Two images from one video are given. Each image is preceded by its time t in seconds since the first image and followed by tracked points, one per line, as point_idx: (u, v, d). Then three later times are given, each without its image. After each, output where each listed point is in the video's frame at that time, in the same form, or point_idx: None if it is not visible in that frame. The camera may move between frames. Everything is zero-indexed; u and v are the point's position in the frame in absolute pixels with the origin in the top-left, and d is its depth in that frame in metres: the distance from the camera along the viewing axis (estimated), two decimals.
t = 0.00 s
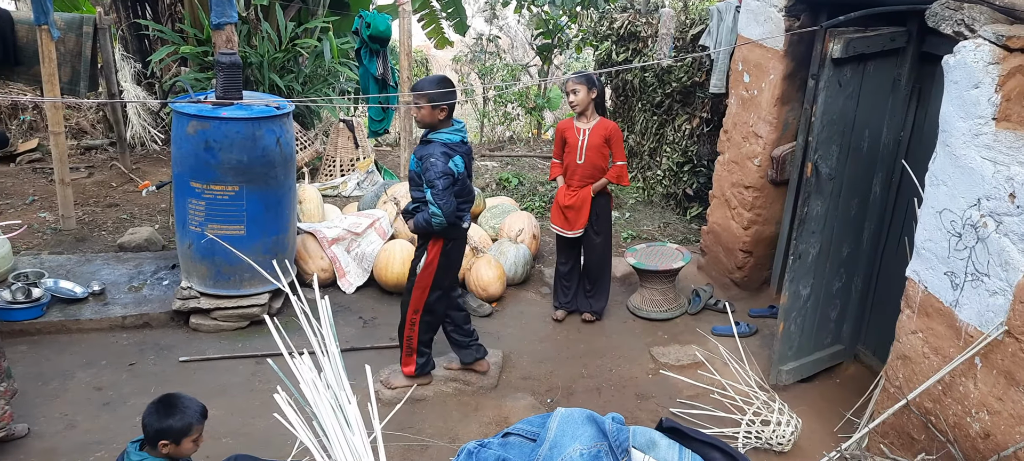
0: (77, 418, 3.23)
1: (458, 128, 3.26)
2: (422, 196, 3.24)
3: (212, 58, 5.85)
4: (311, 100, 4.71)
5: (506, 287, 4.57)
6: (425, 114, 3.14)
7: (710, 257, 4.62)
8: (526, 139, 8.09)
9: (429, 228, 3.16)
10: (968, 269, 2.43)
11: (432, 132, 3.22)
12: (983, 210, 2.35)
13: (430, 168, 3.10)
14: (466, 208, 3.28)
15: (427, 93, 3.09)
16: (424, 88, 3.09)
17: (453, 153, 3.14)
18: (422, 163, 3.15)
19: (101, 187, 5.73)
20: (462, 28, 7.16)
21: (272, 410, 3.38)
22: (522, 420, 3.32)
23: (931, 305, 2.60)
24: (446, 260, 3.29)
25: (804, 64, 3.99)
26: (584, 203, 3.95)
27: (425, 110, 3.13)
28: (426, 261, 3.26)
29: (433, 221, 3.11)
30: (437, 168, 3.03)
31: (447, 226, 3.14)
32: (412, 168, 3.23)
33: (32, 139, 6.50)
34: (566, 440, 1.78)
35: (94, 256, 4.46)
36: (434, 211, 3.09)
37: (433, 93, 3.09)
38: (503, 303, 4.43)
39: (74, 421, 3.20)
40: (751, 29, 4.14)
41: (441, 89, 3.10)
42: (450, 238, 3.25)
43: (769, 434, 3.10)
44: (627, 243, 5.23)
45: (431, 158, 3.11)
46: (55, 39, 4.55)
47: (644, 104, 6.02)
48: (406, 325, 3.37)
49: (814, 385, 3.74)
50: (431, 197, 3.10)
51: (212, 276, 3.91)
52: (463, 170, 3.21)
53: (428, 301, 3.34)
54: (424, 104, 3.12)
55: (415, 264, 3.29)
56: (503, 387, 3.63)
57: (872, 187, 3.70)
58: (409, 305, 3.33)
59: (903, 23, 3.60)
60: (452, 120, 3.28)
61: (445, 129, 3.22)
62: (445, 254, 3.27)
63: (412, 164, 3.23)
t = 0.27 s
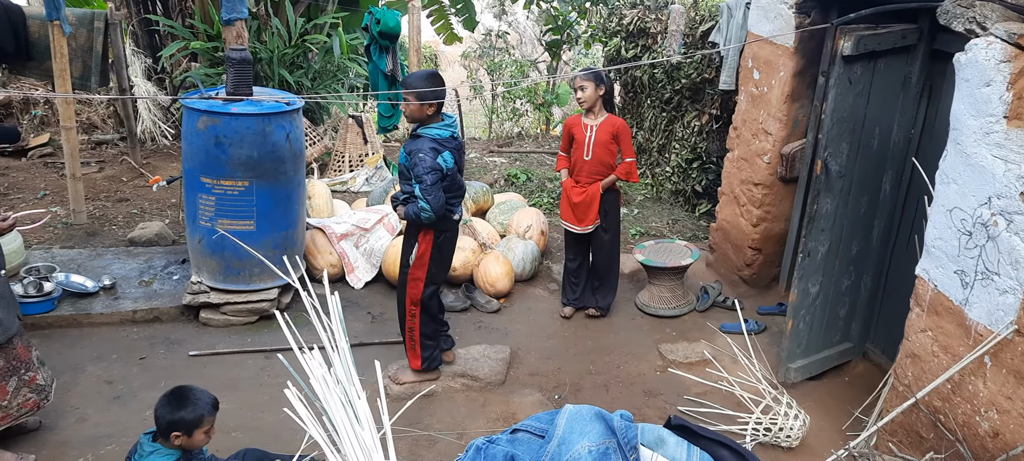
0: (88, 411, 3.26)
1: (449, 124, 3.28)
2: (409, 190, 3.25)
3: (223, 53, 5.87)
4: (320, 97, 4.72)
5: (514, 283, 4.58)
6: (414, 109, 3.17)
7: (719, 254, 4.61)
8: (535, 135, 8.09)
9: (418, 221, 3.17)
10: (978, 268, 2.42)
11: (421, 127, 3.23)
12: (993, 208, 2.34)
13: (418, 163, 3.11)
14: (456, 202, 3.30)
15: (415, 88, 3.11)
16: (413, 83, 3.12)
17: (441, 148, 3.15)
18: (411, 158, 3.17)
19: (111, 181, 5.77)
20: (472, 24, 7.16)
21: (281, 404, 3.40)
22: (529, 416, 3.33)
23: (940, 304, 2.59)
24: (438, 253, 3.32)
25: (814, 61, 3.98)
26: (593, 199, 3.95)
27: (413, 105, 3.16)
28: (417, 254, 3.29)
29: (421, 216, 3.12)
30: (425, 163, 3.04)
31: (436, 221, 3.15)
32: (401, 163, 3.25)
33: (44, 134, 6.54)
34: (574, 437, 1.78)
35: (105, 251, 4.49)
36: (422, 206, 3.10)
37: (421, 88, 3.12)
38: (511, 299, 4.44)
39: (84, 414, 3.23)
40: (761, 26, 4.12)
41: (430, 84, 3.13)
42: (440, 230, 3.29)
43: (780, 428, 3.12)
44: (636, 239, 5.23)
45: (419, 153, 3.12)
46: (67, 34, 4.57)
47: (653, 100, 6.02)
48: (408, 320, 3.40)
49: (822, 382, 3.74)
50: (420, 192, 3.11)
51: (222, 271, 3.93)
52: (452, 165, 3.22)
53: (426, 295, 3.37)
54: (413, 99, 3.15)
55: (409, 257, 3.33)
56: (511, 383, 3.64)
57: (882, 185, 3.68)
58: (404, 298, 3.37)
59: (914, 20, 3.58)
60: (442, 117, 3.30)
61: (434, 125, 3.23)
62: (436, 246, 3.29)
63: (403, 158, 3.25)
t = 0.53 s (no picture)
0: (110, 407, 3.30)
1: (462, 122, 3.30)
2: (423, 187, 3.27)
3: (243, 54, 5.92)
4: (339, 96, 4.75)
5: (531, 283, 4.58)
6: (430, 107, 3.19)
7: (737, 255, 4.59)
8: (551, 134, 8.09)
9: (433, 218, 3.20)
10: (999, 271, 2.39)
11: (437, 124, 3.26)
12: (1015, 211, 2.32)
13: (437, 161, 3.13)
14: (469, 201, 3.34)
15: (434, 85, 3.14)
16: (430, 81, 3.15)
17: (459, 146, 3.17)
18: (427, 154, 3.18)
19: (133, 180, 5.84)
20: (489, 23, 7.18)
21: (299, 402, 3.43)
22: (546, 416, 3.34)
23: (961, 307, 2.57)
24: (451, 251, 3.34)
25: (834, 62, 3.95)
26: (611, 199, 3.92)
27: (430, 102, 3.17)
28: (432, 253, 3.32)
29: (438, 212, 3.15)
30: (444, 160, 3.07)
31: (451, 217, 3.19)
32: (413, 159, 3.25)
33: (66, 132, 6.63)
34: (592, 438, 1.80)
35: (126, 249, 4.54)
36: (439, 202, 3.13)
37: (440, 85, 3.14)
38: (528, 299, 4.45)
39: (107, 410, 3.28)
40: (780, 26, 4.10)
41: (448, 83, 3.16)
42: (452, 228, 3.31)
43: (798, 429, 3.10)
44: (653, 239, 5.22)
45: (437, 150, 3.14)
46: (90, 35, 4.63)
47: (671, 100, 6.00)
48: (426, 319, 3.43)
49: (840, 385, 3.71)
50: (437, 189, 3.14)
51: (242, 269, 3.97)
52: (468, 163, 3.25)
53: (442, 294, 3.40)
54: (430, 97, 3.17)
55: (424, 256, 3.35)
56: (527, 383, 3.65)
57: (902, 187, 3.65)
58: (423, 301, 3.40)
59: (935, 21, 3.55)
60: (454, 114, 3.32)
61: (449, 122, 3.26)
62: (450, 245, 3.32)
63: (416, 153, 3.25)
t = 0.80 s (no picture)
0: (131, 406, 3.34)
1: (479, 122, 3.33)
2: (440, 187, 3.29)
3: (263, 56, 5.96)
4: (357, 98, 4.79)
5: (548, 285, 4.59)
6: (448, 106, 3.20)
7: (755, 258, 4.57)
8: (568, 137, 8.09)
9: (450, 218, 3.20)
10: (1021, 276, 2.37)
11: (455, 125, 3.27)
12: None
13: (455, 160, 3.15)
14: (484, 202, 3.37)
15: (453, 85, 3.15)
16: (449, 82, 3.16)
17: (477, 146, 3.19)
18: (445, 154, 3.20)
19: (154, 181, 5.91)
20: (507, 26, 7.20)
21: (318, 402, 3.45)
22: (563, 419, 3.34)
23: (982, 312, 2.54)
24: (468, 252, 3.36)
25: (854, 65, 3.93)
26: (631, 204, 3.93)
27: (449, 101, 3.18)
28: (449, 253, 3.33)
29: (455, 212, 3.17)
30: (463, 159, 3.09)
31: (468, 217, 3.20)
32: (430, 159, 3.27)
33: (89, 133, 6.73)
34: (611, 440, 1.86)
35: (148, 249, 4.59)
36: (457, 202, 3.15)
37: (459, 86, 3.16)
38: (545, 301, 4.45)
39: (128, 408, 3.32)
40: (800, 29, 4.08)
41: (468, 84, 3.18)
42: (468, 229, 3.33)
43: (817, 434, 3.08)
44: (670, 243, 5.21)
45: (455, 150, 3.16)
46: (113, 37, 4.69)
47: (689, 103, 5.99)
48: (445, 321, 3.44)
49: (860, 390, 3.69)
50: (455, 188, 3.15)
51: (262, 269, 4.00)
52: (485, 163, 3.28)
53: (461, 296, 3.41)
54: (449, 97, 3.19)
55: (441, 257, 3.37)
56: (544, 385, 3.65)
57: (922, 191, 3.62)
58: (441, 304, 3.42)
59: (957, 24, 3.52)
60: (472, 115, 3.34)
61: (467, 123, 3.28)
62: (466, 247, 3.34)
63: (433, 153, 3.27)
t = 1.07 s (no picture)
0: (155, 403, 3.39)
1: (496, 125, 3.32)
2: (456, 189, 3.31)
3: (286, 58, 6.02)
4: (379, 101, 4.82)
5: (567, 288, 4.59)
6: (463, 107, 3.20)
7: (777, 263, 4.54)
8: (589, 140, 8.09)
9: (461, 220, 3.23)
10: None
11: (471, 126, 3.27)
12: None
13: (469, 162, 3.15)
14: (502, 204, 3.37)
15: (467, 86, 3.15)
16: (467, 82, 3.15)
17: (492, 149, 3.19)
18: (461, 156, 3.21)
19: (179, 182, 5.98)
20: (528, 29, 7.23)
21: (338, 402, 3.47)
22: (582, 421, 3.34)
23: (1007, 318, 2.52)
24: (489, 254, 3.37)
25: (878, 69, 3.90)
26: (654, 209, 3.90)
27: (463, 101, 3.19)
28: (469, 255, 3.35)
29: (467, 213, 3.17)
30: (476, 162, 3.09)
31: (479, 220, 3.21)
32: (450, 163, 3.32)
33: (115, 134, 6.83)
34: (631, 442, 1.68)
35: (172, 248, 4.66)
36: (467, 204, 3.16)
37: (475, 87, 3.15)
38: (564, 304, 4.46)
39: (152, 406, 3.36)
40: (823, 33, 4.06)
41: (485, 86, 3.17)
42: (489, 230, 3.35)
43: (837, 439, 3.05)
44: (691, 246, 5.20)
45: (468, 152, 3.17)
46: (140, 40, 4.75)
47: (711, 106, 5.98)
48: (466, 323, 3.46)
49: (881, 396, 3.66)
50: (467, 190, 3.16)
51: (285, 270, 4.04)
52: (501, 166, 3.27)
53: (481, 298, 3.42)
54: (464, 97, 3.19)
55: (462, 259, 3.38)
56: (564, 387, 3.65)
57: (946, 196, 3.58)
58: (462, 305, 3.44)
59: (983, 28, 3.49)
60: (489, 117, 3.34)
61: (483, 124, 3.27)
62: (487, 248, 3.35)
63: (452, 157, 3.31)
